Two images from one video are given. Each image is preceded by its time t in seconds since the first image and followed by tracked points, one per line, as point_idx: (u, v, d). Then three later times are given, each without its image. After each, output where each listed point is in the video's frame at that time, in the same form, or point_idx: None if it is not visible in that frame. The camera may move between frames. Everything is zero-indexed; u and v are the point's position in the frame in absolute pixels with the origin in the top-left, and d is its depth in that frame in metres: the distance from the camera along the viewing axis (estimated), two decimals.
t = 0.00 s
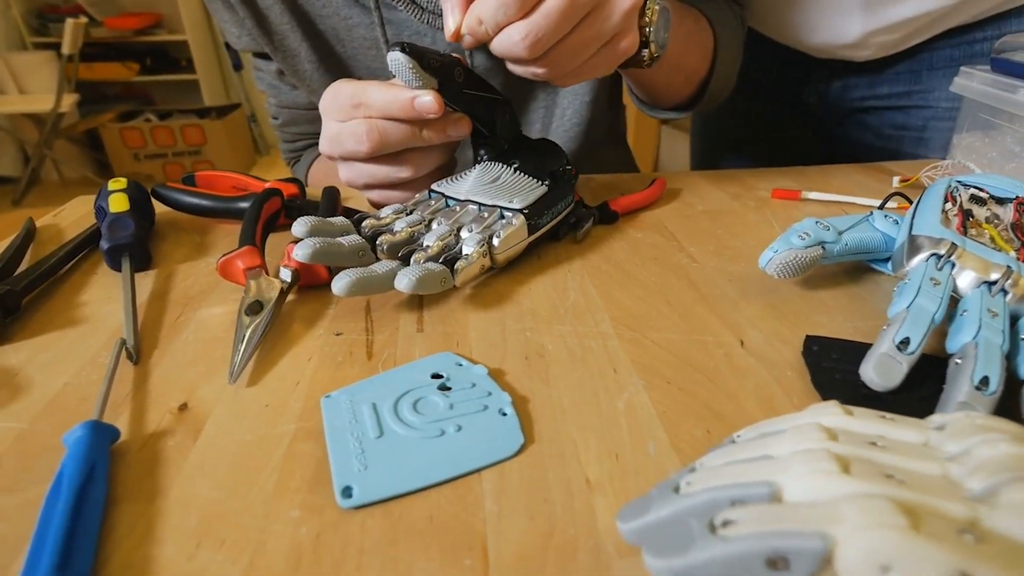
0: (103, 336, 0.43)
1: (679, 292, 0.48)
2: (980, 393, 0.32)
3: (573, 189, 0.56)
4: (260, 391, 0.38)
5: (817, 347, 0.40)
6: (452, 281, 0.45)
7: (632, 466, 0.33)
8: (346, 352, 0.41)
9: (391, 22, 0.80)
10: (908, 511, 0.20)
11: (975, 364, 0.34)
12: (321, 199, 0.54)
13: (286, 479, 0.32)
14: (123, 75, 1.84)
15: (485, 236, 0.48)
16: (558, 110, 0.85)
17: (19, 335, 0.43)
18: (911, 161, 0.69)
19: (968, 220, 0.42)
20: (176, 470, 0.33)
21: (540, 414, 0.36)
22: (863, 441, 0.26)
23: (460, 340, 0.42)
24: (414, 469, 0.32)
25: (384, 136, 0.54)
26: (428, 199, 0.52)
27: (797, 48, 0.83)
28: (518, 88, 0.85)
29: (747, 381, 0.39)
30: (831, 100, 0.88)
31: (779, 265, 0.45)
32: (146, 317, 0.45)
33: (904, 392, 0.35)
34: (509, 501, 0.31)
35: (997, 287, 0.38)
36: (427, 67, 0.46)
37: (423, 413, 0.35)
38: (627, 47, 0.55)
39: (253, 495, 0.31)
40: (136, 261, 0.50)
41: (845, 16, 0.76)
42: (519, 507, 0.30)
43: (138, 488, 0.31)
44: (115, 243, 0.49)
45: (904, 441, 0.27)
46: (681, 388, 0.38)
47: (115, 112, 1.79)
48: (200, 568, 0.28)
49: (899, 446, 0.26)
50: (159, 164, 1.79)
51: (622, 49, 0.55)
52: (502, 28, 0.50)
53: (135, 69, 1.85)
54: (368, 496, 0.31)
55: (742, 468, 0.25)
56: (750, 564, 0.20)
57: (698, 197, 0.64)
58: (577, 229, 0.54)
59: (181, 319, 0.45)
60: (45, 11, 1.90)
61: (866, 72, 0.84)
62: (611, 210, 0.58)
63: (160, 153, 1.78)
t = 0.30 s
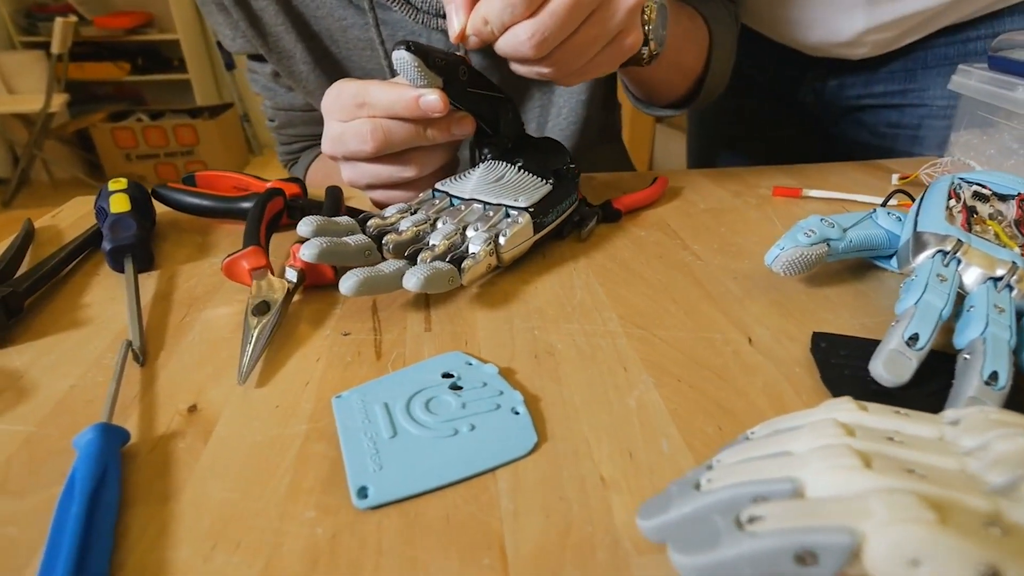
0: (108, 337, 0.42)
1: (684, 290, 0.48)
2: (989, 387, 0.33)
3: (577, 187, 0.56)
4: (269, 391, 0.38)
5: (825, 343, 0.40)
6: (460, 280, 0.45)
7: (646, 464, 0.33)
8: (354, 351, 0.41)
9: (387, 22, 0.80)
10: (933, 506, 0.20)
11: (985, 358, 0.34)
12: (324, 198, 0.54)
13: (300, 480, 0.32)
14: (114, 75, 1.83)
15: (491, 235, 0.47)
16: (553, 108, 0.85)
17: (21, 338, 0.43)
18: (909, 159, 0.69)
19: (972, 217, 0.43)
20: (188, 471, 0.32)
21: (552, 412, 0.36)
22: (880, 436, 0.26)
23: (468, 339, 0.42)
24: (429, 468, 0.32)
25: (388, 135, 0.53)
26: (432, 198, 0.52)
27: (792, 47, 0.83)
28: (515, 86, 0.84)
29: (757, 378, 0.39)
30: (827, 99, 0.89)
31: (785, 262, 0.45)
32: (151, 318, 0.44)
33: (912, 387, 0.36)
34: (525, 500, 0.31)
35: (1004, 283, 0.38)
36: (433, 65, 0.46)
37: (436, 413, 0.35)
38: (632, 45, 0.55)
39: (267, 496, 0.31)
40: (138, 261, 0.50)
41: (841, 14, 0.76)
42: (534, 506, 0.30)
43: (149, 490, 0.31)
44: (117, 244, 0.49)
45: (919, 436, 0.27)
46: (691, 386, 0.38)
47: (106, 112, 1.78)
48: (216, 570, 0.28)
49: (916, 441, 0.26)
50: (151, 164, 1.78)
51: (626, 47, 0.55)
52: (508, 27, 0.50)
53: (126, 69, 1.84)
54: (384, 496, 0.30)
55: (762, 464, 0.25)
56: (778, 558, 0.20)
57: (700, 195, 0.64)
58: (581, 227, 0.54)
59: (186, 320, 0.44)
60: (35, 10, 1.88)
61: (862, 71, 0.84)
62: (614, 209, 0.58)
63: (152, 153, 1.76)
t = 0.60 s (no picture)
0: (114, 340, 0.42)
1: (690, 288, 0.48)
2: (998, 382, 0.33)
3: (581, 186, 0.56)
4: (279, 393, 0.38)
5: (832, 340, 0.41)
6: (467, 280, 0.45)
7: (660, 462, 0.33)
8: (363, 352, 0.41)
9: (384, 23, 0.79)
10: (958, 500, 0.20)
11: (993, 354, 0.34)
12: (328, 199, 0.54)
13: (314, 481, 0.32)
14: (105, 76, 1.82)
15: (498, 235, 0.47)
16: (551, 108, 0.84)
17: (25, 341, 0.42)
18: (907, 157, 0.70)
19: (975, 215, 0.43)
20: (201, 474, 0.32)
21: (565, 411, 0.36)
22: (897, 432, 0.26)
23: (477, 339, 0.42)
24: (444, 468, 0.32)
25: (393, 135, 0.53)
26: (437, 198, 0.52)
27: (791, 47, 0.84)
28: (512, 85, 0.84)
29: (766, 375, 0.39)
30: (823, 97, 0.89)
31: (791, 260, 0.45)
32: (157, 320, 0.44)
33: (921, 383, 0.36)
34: (541, 499, 0.31)
35: (1009, 279, 0.39)
36: (438, 66, 0.46)
37: (449, 413, 0.35)
38: (634, 36, 0.55)
39: (282, 497, 0.31)
40: (141, 263, 0.49)
41: (839, 13, 0.77)
42: (551, 505, 0.30)
43: (162, 494, 0.31)
44: (119, 246, 0.48)
45: (934, 431, 0.27)
46: (701, 384, 0.38)
47: (97, 114, 1.77)
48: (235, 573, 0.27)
49: (932, 436, 0.27)
50: (143, 165, 1.77)
51: (629, 38, 0.55)
52: (512, 22, 0.49)
53: (117, 70, 1.83)
54: (400, 496, 0.30)
55: (782, 461, 0.25)
56: (806, 554, 0.20)
57: (702, 194, 0.64)
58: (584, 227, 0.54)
59: (192, 322, 0.44)
60: (23, 10, 1.86)
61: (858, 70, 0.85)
62: (616, 208, 0.58)
63: (144, 154, 1.75)
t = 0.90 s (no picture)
0: (119, 342, 0.42)
1: (696, 286, 0.48)
2: (1007, 378, 0.33)
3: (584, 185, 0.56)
4: (290, 394, 0.37)
5: (839, 338, 0.41)
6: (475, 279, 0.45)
7: (674, 460, 0.33)
8: (371, 352, 0.41)
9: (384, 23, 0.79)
10: (982, 495, 0.20)
11: (1001, 349, 0.34)
12: (332, 199, 0.54)
13: (329, 483, 0.32)
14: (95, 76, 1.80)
15: (504, 234, 0.47)
16: (549, 107, 0.85)
17: (29, 344, 0.42)
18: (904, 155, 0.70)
19: (978, 212, 0.44)
20: (214, 476, 0.32)
21: (577, 410, 0.36)
22: (914, 428, 0.27)
23: (485, 339, 0.42)
24: (460, 468, 0.32)
25: (398, 136, 0.53)
26: (441, 198, 0.52)
27: (788, 45, 0.84)
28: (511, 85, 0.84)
29: (776, 373, 0.39)
30: (819, 96, 0.90)
31: (796, 258, 0.46)
32: (162, 322, 0.44)
33: (930, 379, 0.36)
34: (557, 498, 0.31)
35: (1013, 276, 0.39)
36: (442, 65, 0.46)
37: (462, 413, 0.35)
38: (636, 40, 0.56)
39: (298, 499, 0.31)
40: (144, 264, 0.49)
41: (836, 12, 0.77)
42: (567, 503, 0.31)
43: (175, 497, 0.31)
44: (122, 247, 0.48)
45: (949, 427, 0.27)
46: (711, 381, 0.38)
47: (88, 114, 1.75)
48: None
49: (948, 432, 0.27)
50: (135, 166, 1.76)
51: (630, 43, 0.55)
52: (517, 28, 0.49)
53: (108, 70, 1.81)
54: (416, 497, 0.30)
55: (801, 457, 0.25)
56: (831, 551, 0.21)
57: (703, 192, 0.64)
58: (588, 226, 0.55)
59: (198, 323, 0.44)
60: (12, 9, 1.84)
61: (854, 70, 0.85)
62: (620, 207, 0.58)
63: (136, 155, 1.74)
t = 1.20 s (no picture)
0: (127, 345, 0.41)
1: (703, 284, 0.48)
2: (1016, 372, 0.34)
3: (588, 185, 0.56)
4: (302, 395, 0.37)
5: (847, 334, 0.41)
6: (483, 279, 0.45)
7: (690, 457, 0.33)
8: (382, 353, 0.41)
9: (386, 24, 0.79)
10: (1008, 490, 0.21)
11: (1010, 345, 0.35)
12: (336, 200, 0.54)
13: (347, 484, 0.31)
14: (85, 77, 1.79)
15: (511, 234, 0.47)
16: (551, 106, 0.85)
17: (34, 348, 0.41)
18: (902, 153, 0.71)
19: (982, 208, 0.44)
20: (230, 479, 0.32)
21: (591, 408, 0.36)
22: (931, 423, 0.27)
23: (496, 339, 0.42)
24: (477, 468, 0.32)
25: (403, 136, 0.53)
26: (446, 198, 0.52)
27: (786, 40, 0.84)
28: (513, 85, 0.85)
29: (787, 370, 0.39)
30: (819, 93, 0.91)
31: (803, 256, 0.46)
32: (169, 325, 0.43)
33: (939, 374, 0.37)
34: (576, 497, 0.31)
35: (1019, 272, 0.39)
36: (449, 65, 0.46)
37: (477, 413, 0.35)
38: (640, 56, 0.56)
39: (316, 501, 0.31)
40: (149, 266, 0.49)
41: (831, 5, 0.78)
42: (586, 502, 0.31)
43: (192, 500, 0.31)
44: (127, 249, 0.48)
45: (965, 422, 0.28)
46: (722, 378, 0.39)
47: (77, 116, 1.73)
48: None
49: (965, 426, 0.27)
50: (126, 168, 1.74)
51: (634, 58, 0.55)
52: (526, 39, 0.49)
53: (98, 70, 1.79)
54: (434, 498, 0.30)
55: (822, 454, 0.25)
56: (861, 547, 0.21)
57: (705, 191, 0.65)
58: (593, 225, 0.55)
59: (206, 325, 0.43)
60: None
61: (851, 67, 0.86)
62: (623, 206, 0.58)
63: (128, 157, 1.73)
